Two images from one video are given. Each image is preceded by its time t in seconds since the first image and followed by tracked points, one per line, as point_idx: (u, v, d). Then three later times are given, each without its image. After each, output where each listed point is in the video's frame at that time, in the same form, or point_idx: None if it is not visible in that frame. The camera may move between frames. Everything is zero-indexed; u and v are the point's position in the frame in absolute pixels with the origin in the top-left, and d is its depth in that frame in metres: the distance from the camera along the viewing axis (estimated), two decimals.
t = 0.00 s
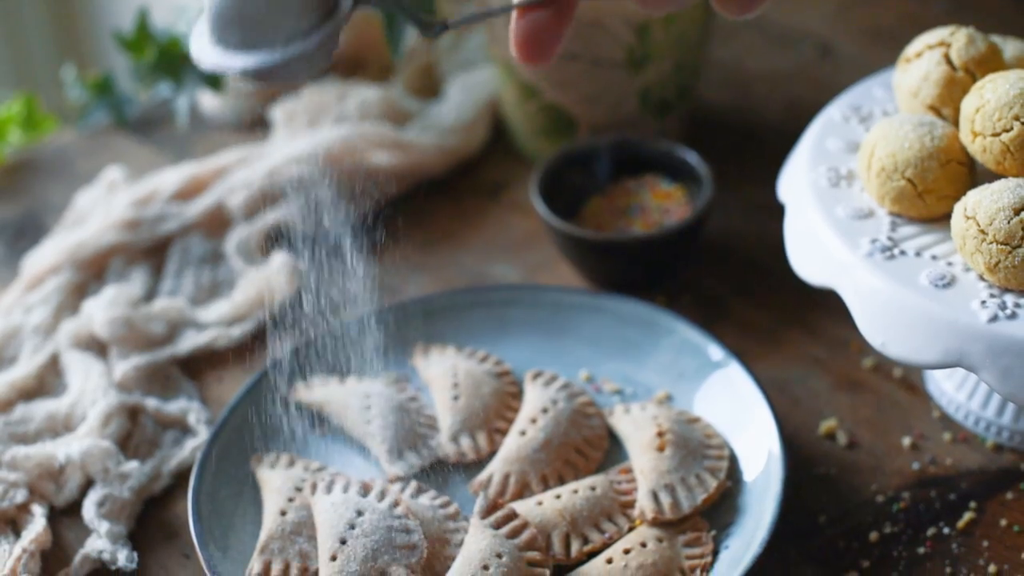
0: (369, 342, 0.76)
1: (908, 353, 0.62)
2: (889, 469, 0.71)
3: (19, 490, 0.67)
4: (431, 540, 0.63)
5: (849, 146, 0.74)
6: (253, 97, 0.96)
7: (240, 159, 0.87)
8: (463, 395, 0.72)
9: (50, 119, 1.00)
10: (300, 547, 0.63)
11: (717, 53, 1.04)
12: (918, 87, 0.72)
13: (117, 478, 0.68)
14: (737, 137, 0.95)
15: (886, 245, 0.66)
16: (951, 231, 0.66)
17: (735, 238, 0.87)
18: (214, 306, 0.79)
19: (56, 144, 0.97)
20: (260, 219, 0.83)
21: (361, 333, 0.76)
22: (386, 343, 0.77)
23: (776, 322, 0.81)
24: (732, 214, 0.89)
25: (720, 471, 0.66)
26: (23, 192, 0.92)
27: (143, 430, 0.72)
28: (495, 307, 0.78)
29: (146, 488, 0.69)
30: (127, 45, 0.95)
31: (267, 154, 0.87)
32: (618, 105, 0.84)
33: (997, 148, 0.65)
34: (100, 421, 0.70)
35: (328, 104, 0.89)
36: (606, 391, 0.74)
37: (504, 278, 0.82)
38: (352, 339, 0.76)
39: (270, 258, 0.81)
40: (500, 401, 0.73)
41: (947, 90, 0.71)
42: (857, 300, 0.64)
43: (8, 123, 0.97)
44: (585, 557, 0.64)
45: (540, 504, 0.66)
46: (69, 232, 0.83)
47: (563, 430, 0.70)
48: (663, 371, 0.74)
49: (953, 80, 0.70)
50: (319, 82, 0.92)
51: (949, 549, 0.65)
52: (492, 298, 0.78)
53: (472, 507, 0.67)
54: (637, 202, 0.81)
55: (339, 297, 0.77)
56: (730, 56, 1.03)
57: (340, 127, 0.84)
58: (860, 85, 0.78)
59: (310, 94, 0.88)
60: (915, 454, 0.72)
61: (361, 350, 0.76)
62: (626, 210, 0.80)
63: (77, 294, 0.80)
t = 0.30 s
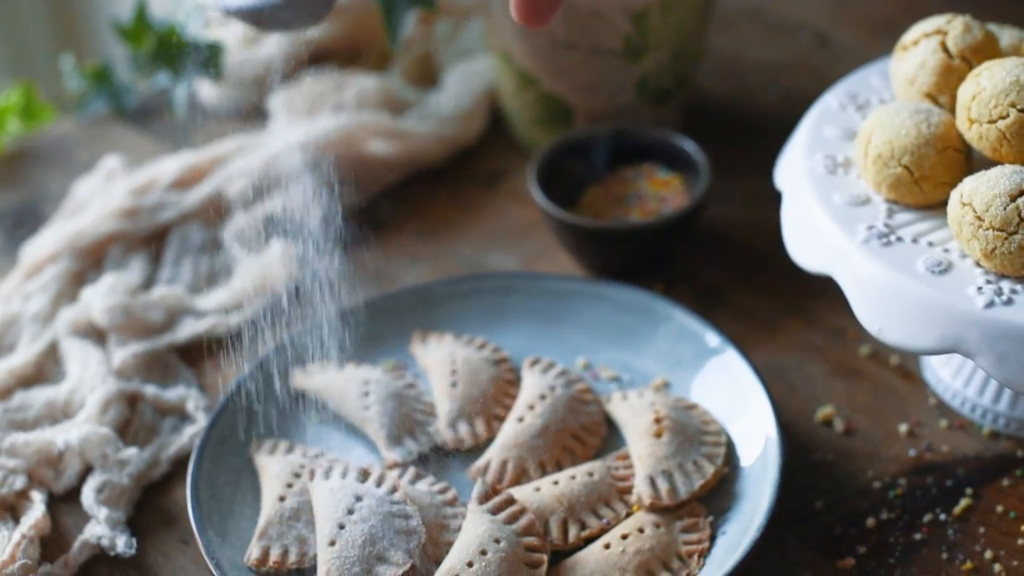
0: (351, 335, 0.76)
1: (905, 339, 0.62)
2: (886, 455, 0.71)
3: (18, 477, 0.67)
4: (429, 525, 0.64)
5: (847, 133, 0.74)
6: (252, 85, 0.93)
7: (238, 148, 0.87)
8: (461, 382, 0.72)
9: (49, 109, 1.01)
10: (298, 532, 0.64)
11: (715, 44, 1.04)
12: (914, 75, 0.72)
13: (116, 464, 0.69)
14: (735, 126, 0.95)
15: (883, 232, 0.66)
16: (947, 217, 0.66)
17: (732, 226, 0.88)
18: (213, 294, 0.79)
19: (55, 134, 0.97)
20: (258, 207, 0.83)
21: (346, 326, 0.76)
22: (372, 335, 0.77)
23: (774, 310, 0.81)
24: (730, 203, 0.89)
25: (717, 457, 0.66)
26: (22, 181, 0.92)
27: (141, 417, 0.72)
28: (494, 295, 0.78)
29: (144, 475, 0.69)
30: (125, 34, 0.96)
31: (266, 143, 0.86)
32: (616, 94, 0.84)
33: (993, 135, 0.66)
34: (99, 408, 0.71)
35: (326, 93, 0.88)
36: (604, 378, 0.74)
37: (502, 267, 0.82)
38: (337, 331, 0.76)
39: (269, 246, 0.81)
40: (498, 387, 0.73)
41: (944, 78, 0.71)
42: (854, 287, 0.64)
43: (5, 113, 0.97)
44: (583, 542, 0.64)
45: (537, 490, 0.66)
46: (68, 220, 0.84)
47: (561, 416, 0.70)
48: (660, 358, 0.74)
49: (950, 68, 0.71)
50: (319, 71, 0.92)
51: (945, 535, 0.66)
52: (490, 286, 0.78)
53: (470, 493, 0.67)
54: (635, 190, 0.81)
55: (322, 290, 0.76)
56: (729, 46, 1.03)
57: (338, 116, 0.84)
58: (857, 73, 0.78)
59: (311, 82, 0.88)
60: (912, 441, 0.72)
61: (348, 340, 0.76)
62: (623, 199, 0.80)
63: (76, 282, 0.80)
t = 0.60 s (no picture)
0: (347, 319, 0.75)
1: (902, 328, 0.62)
2: (883, 446, 0.71)
3: (17, 468, 0.68)
4: (427, 516, 0.64)
5: (844, 125, 0.74)
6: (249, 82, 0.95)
7: (236, 141, 0.88)
8: (459, 373, 0.72)
9: (47, 103, 1.01)
10: (297, 522, 0.64)
11: (712, 37, 1.04)
12: (911, 67, 0.72)
13: (115, 455, 0.69)
14: (732, 118, 0.95)
15: (880, 223, 0.66)
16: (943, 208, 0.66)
17: (729, 218, 0.88)
18: (212, 286, 0.79)
19: (54, 127, 0.98)
20: (257, 199, 0.84)
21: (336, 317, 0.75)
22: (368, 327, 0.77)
23: (771, 302, 0.81)
24: (727, 195, 0.89)
25: (714, 447, 0.67)
26: (20, 174, 0.92)
27: (140, 408, 0.72)
28: (491, 287, 0.79)
29: (143, 466, 0.69)
30: (123, 28, 0.96)
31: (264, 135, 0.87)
32: (614, 86, 0.84)
33: (989, 126, 0.66)
34: (98, 399, 0.71)
35: (324, 87, 0.88)
36: (601, 369, 0.75)
37: (499, 259, 0.82)
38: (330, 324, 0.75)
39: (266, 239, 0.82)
40: (496, 378, 0.73)
41: (940, 70, 0.71)
42: (851, 277, 0.65)
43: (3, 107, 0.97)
44: (580, 532, 0.64)
45: (535, 480, 0.66)
46: (67, 213, 0.84)
47: (558, 407, 0.70)
48: (658, 349, 0.74)
49: (946, 60, 0.71)
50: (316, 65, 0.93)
51: (942, 525, 0.66)
52: (487, 278, 0.79)
53: (468, 484, 0.67)
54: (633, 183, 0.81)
55: (343, 264, 0.74)
56: (726, 39, 1.04)
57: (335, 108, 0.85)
58: (854, 65, 0.78)
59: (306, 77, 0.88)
60: (909, 431, 0.72)
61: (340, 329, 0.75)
62: (621, 191, 0.80)
63: (75, 275, 0.81)
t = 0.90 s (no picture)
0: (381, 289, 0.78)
1: (895, 317, 0.62)
2: (876, 435, 0.72)
3: (12, 458, 0.68)
4: (421, 505, 0.64)
5: (836, 115, 0.74)
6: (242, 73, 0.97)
7: (230, 133, 0.88)
8: (453, 363, 0.73)
9: (41, 97, 1.01)
10: (292, 511, 0.64)
11: (705, 30, 1.05)
12: (902, 57, 0.72)
13: (110, 446, 0.69)
14: (725, 110, 0.95)
15: (872, 212, 0.66)
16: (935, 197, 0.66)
17: (722, 209, 0.88)
18: (206, 277, 0.80)
19: (47, 120, 0.98)
20: (251, 191, 0.84)
21: (363, 296, 0.76)
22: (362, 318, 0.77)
23: (763, 292, 0.82)
24: (720, 186, 0.89)
25: (707, 436, 0.67)
26: (14, 167, 0.93)
27: (135, 399, 0.72)
28: (485, 277, 0.79)
29: (138, 456, 0.70)
30: (117, 21, 0.94)
31: (258, 128, 0.88)
32: (607, 78, 0.84)
33: (981, 115, 0.66)
34: (93, 390, 0.71)
35: (317, 80, 0.91)
36: (595, 359, 0.75)
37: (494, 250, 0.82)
38: (332, 311, 0.76)
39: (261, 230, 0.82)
40: (490, 368, 0.73)
41: (932, 60, 0.71)
42: (844, 266, 0.65)
43: None
44: (575, 521, 0.64)
45: (530, 470, 0.66)
46: (61, 205, 0.84)
47: (552, 397, 0.70)
48: (651, 339, 0.75)
49: (938, 50, 0.70)
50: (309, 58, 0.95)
51: (935, 513, 0.66)
52: (481, 268, 0.79)
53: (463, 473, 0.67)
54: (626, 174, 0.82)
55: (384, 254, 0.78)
56: (719, 32, 1.04)
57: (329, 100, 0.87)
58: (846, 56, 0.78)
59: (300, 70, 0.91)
60: (901, 420, 0.72)
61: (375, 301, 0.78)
62: (615, 181, 0.80)
63: (69, 266, 0.81)
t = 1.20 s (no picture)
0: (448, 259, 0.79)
1: (890, 304, 0.62)
2: (871, 421, 0.72)
3: (8, 446, 0.68)
4: (416, 491, 0.64)
5: (830, 102, 0.74)
6: (238, 61, 0.97)
7: (225, 122, 0.89)
8: (448, 350, 0.73)
9: (36, 87, 1.01)
10: (287, 498, 0.64)
11: (699, 19, 1.04)
12: (896, 44, 0.72)
13: (106, 434, 0.69)
14: (719, 98, 0.95)
15: (866, 198, 0.66)
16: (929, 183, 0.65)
17: (716, 196, 0.88)
18: (201, 266, 0.80)
19: (42, 111, 0.99)
20: (246, 179, 0.85)
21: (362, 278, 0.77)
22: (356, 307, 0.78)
23: (758, 279, 0.82)
24: (715, 174, 0.89)
25: (702, 422, 0.67)
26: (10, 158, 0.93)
27: (131, 387, 0.73)
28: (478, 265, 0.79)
29: (134, 444, 0.70)
30: (113, 11, 0.96)
31: (253, 117, 0.88)
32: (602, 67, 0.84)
33: (975, 101, 0.65)
34: (89, 378, 0.71)
35: (313, 70, 0.92)
36: (589, 345, 0.75)
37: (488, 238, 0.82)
38: (330, 296, 0.77)
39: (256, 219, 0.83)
40: (485, 355, 0.73)
41: (926, 47, 0.70)
42: (838, 253, 0.64)
43: None
44: (569, 507, 0.64)
45: (524, 456, 0.66)
46: (57, 194, 0.85)
47: (547, 383, 0.70)
48: (646, 325, 0.75)
49: (932, 37, 0.70)
50: (304, 48, 0.95)
51: (930, 499, 0.66)
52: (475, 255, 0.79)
53: (458, 459, 0.67)
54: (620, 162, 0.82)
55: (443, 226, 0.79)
56: (714, 21, 1.04)
57: (324, 90, 0.88)
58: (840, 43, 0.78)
59: (295, 60, 0.92)
60: (896, 407, 0.72)
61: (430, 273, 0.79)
62: (609, 169, 0.81)
63: (65, 255, 0.81)
